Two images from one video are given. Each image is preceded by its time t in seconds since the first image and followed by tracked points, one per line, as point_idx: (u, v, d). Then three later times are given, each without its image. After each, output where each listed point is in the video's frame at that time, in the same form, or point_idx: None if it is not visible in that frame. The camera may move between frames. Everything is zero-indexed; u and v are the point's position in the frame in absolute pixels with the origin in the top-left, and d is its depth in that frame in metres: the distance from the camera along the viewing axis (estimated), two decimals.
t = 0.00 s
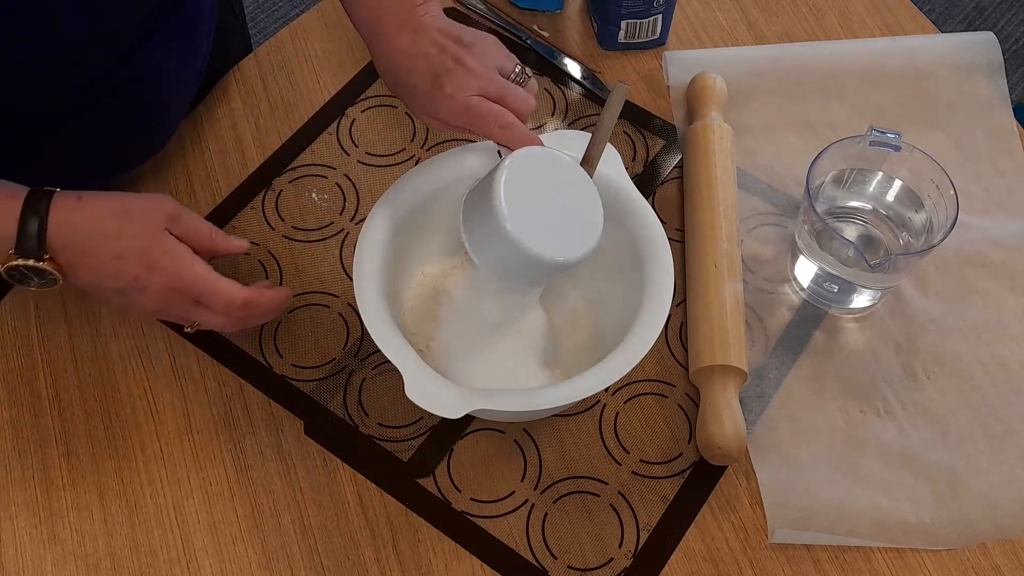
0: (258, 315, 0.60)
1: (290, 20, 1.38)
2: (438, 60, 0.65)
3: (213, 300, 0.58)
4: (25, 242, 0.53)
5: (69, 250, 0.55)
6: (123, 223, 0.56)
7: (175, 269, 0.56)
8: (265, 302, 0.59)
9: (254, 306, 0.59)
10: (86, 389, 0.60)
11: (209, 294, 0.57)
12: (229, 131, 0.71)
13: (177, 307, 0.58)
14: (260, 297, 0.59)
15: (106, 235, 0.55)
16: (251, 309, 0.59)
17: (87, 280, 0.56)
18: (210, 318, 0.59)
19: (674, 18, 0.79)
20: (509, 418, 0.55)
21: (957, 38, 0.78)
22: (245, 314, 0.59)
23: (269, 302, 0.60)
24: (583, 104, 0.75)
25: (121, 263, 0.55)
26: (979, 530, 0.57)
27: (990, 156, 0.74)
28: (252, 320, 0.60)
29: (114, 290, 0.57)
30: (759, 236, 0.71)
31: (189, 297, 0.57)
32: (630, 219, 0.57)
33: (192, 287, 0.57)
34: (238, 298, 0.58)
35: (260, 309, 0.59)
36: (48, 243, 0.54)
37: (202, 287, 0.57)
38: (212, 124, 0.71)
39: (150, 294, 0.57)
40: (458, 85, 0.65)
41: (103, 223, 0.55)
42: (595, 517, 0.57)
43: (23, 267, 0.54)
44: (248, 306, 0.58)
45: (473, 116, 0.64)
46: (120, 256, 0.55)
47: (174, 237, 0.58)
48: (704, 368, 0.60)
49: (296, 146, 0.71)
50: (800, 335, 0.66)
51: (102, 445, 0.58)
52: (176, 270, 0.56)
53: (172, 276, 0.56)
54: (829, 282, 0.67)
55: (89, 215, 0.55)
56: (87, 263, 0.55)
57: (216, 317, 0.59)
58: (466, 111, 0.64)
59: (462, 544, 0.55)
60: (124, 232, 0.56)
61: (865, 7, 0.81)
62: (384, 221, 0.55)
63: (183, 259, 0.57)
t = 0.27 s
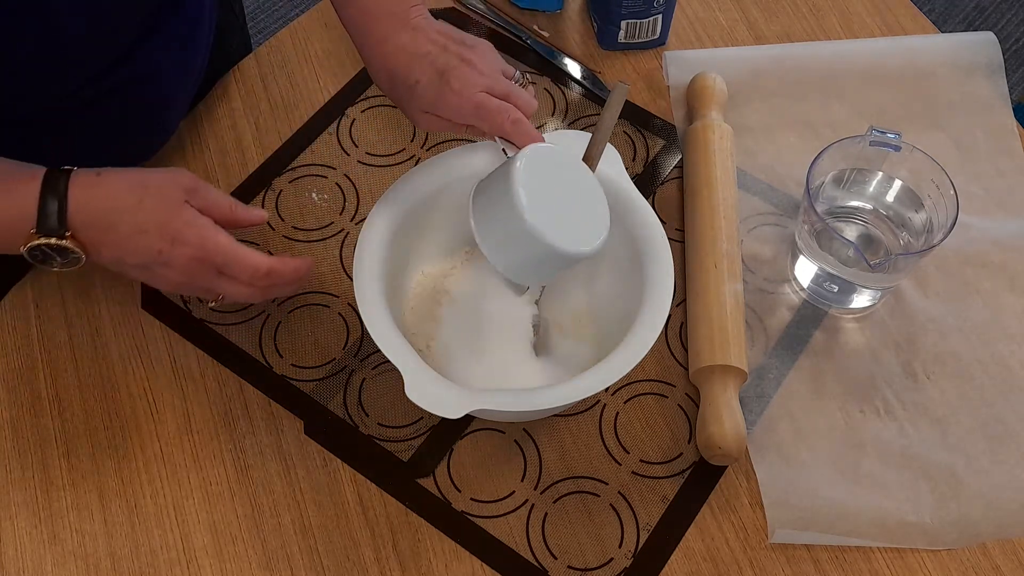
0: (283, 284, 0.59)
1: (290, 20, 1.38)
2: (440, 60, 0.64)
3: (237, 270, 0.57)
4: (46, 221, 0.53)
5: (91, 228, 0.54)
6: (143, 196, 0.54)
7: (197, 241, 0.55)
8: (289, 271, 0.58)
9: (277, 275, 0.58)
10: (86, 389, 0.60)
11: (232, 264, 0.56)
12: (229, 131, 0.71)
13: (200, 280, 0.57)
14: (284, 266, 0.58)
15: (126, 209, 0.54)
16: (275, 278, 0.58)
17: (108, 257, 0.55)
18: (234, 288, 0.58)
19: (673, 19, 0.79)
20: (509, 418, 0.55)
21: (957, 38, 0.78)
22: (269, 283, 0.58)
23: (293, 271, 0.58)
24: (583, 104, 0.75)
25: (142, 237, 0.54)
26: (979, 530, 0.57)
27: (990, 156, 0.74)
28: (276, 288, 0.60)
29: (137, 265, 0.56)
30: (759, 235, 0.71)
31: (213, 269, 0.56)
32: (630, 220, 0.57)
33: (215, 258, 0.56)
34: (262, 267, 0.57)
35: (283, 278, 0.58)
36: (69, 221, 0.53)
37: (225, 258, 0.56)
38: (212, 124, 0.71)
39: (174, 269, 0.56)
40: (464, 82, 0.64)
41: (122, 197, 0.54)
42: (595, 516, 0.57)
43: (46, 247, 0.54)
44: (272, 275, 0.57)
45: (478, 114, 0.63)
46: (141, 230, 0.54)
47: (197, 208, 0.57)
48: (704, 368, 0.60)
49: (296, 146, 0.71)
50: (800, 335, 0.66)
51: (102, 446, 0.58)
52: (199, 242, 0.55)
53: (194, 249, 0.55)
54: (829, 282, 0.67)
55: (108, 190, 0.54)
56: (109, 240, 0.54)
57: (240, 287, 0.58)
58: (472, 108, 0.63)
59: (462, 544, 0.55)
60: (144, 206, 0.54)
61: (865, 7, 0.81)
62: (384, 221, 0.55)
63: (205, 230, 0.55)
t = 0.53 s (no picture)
0: (311, 256, 0.58)
1: (290, 20, 1.38)
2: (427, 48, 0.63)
3: (263, 244, 0.56)
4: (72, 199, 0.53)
5: (116, 205, 0.53)
6: (167, 172, 0.54)
7: (223, 215, 0.54)
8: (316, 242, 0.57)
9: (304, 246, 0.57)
10: (86, 388, 0.60)
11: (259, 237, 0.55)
12: (229, 131, 0.71)
13: (227, 253, 0.56)
14: (312, 237, 0.57)
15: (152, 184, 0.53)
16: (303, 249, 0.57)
17: (135, 234, 0.55)
18: (263, 262, 0.58)
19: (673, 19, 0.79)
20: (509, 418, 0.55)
21: (957, 38, 0.78)
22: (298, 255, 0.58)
23: (320, 241, 0.58)
24: (583, 104, 0.75)
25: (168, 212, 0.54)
26: (979, 529, 0.57)
27: (990, 156, 0.74)
28: (304, 260, 0.59)
29: (164, 241, 0.55)
30: (759, 235, 0.71)
31: (240, 242, 0.56)
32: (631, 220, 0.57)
33: (241, 232, 0.55)
34: (289, 238, 0.56)
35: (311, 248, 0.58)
36: (96, 199, 0.53)
37: (252, 232, 0.55)
38: (212, 124, 0.71)
39: (202, 244, 0.55)
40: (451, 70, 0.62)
41: (147, 173, 0.54)
42: (595, 516, 0.57)
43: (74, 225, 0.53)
44: (299, 246, 0.56)
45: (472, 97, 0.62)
46: (167, 205, 0.54)
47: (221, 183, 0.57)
48: (704, 368, 0.60)
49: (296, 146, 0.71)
50: (800, 335, 0.66)
51: (102, 446, 0.58)
52: (225, 215, 0.54)
53: (221, 223, 0.55)
54: (829, 282, 0.67)
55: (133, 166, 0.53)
56: (135, 216, 0.54)
57: (267, 260, 0.58)
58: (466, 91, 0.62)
59: (462, 544, 0.55)
60: (170, 181, 0.54)
61: (865, 7, 0.81)
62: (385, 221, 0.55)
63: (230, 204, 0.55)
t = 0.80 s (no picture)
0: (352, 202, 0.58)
1: (290, 19, 1.38)
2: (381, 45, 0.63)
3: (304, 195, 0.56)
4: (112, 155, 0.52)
5: (155, 164, 0.53)
6: (203, 129, 0.53)
7: (262, 171, 0.54)
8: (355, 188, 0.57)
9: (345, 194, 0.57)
10: (86, 389, 0.60)
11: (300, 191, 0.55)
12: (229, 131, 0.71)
13: (269, 209, 0.56)
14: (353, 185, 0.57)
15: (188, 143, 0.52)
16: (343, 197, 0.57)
17: (175, 191, 0.55)
18: (304, 216, 0.58)
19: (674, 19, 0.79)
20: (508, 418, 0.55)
21: (956, 38, 0.78)
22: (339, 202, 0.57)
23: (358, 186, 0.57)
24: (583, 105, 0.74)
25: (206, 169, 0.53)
26: (979, 530, 0.57)
27: (990, 156, 0.74)
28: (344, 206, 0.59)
29: (204, 199, 0.55)
30: (759, 236, 0.71)
31: (279, 196, 0.56)
32: (631, 220, 0.57)
33: (282, 186, 0.54)
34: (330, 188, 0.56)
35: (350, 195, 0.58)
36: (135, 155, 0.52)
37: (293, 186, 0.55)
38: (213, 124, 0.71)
39: (244, 201, 0.55)
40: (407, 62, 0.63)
41: (182, 131, 0.52)
42: (595, 516, 0.57)
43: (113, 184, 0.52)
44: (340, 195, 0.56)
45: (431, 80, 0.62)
46: (205, 162, 0.53)
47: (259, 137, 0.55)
48: (704, 368, 0.60)
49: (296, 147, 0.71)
50: (800, 335, 0.66)
51: (102, 446, 0.58)
52: (265, 170, 0.54)
53: (260, 179, 0.54)
54: (829, 282, 0.67)
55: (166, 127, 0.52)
56: (177, 174, 0.53)
57: (308, 210, 0.58)
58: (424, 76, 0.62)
59: (462, 544, 0.55)
60: (207, 140, 0.53)
61: (865, 7, 0.81)
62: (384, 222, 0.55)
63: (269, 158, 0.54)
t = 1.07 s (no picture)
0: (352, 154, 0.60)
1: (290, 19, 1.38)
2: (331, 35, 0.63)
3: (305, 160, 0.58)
4: (115, 112, 0.53)
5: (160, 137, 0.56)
6: (203, 104, 0.54)
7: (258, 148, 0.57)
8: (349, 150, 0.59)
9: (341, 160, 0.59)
10: (86, 388, 0.60)
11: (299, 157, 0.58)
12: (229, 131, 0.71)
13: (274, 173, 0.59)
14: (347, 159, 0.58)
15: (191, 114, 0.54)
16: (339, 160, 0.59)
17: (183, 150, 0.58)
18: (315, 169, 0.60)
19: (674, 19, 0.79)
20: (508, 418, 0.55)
21: (956, 38, 0.78)
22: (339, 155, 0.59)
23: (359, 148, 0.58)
24: (582, 104, 0.74)
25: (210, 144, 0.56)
26: (979, 530, 0.57)
27: (990, 156, 0.74)
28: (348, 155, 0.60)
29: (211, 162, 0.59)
30: (759, 236, 0.71)
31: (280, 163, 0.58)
32: (631, 219, 0.57)
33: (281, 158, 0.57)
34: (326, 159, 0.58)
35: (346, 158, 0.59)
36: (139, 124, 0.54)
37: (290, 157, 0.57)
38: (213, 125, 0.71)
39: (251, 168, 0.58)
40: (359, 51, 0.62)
41: (185, 104, 0.54)
42: (595, 516, 0.57)
43: (122, 148, 0.55)
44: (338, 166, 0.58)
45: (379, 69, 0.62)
46: (204, 137, 0.55)
47: (266, 99, 0.55)
48: (704, 368, 0.60)
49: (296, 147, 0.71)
50: (800, 335, 0.66)
51: (102, 446, 0.58)
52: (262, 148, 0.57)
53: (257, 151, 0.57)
54: (829, 282, 0.67)
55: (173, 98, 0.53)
56: (180, 142, 0.56)
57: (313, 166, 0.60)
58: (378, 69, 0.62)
59: (462, 544, 0.55)
60: (208, 117, 0.54)
61: (865, 7, 0.81)
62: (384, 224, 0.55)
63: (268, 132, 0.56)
